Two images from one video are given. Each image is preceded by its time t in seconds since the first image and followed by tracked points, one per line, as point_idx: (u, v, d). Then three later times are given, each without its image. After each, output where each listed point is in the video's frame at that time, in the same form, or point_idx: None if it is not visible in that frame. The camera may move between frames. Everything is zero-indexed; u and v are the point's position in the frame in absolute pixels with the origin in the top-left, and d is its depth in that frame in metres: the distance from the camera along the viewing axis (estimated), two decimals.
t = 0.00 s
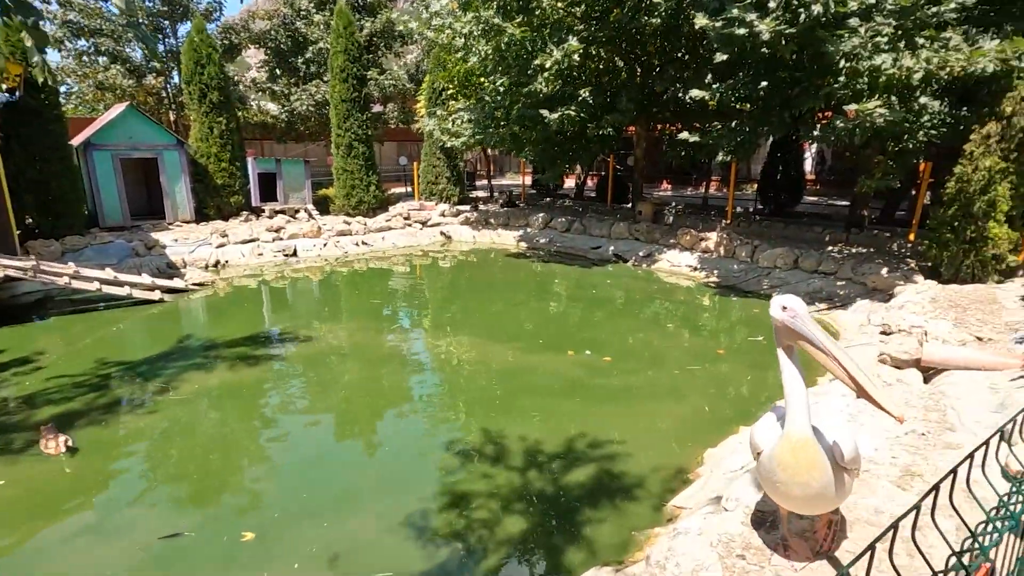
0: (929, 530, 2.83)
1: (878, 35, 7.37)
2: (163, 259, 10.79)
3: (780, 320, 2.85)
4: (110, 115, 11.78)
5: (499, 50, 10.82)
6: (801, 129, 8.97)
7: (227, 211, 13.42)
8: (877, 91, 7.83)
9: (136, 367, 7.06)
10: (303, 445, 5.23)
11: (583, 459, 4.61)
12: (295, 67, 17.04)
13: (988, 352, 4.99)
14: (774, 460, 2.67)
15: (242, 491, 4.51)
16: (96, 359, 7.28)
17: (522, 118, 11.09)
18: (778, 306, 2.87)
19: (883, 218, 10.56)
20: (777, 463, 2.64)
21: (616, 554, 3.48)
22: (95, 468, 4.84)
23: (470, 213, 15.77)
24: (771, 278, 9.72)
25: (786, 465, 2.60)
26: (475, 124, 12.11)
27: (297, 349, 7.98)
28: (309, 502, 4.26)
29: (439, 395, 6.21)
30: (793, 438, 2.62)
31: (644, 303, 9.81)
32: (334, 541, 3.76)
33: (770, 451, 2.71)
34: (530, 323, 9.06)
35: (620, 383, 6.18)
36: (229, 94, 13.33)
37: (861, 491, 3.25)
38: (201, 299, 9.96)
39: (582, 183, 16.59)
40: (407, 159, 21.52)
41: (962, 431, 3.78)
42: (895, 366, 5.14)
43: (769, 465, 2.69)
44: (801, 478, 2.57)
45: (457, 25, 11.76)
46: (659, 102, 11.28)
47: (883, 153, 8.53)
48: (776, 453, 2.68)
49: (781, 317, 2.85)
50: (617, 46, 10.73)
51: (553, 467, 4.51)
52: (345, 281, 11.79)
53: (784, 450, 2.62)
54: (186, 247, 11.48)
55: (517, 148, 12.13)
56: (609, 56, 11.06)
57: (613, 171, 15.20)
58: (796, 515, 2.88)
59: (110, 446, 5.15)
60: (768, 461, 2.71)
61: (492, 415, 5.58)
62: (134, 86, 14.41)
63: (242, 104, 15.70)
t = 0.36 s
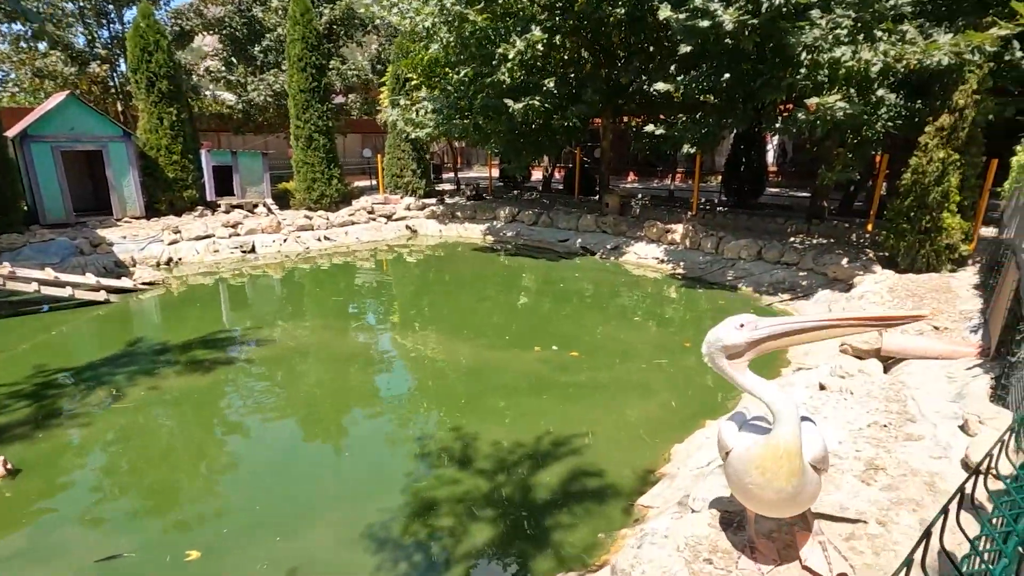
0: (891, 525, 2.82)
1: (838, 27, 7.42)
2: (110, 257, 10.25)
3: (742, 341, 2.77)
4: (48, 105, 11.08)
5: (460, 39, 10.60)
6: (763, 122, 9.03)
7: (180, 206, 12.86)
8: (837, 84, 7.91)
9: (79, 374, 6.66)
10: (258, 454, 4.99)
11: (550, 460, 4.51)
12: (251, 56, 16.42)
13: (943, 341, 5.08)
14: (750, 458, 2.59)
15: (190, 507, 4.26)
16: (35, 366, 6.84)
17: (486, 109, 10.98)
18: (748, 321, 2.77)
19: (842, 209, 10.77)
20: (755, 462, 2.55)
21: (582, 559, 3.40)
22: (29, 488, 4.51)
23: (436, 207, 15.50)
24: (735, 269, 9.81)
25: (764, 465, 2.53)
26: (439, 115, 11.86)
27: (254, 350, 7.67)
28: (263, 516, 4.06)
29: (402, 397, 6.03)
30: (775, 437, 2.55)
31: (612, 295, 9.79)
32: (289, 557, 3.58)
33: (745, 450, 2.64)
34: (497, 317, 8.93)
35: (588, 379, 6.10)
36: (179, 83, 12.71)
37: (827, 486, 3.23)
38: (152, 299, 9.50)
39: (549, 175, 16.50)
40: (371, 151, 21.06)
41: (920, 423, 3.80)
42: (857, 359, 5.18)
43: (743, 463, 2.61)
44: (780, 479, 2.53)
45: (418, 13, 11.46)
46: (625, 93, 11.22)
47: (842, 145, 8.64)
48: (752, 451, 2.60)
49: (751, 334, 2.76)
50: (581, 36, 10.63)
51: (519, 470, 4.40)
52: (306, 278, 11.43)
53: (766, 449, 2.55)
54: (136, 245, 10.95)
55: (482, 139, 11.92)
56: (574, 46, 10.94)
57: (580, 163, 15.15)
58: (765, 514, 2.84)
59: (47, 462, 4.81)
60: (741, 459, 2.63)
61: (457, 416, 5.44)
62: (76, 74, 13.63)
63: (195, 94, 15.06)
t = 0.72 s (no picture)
0: (853, 518, 2.80)
1: (803, 20, 7.47)
2: (63, 256, 9.83)
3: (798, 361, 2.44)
4: None
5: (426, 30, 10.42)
6: (731, 115, 9.09)
7: (139, 203, 12.41)
8: (802, 77, 7.97)
9: (26, 380, 6.35)
10: (216, 460, 4.81)
11: (516, 460, 4.43)
12: (213, 46, 15.91)
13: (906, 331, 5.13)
14: (773, 473, 2.46)
15: (139, 521, 4.07)
16: None
17: (453, 101, 10.78)
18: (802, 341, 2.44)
19: (809, 201, 10.91)
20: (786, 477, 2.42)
21: (547, 562, 3.33)
22: None
23: (407, 201, 15.27)
24: (705, 262, 9.87)
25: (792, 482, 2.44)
26: (407, 107, 11.66)
27: (216, 350, 7.43)
28: (218, 527, 3.90)
29: (367, 398, 5.89)
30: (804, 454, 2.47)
31: (583, 289, 9.77)
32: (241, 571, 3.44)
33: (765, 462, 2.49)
34: (468, 313, 8.82)
35: (557, 375, 6.04)
36: (134, 74, 12.22)
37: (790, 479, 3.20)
38: (107, 299, 9.14)
39: (521, 169, 16.40)
40: (341, 145, 20.66)
41: (883, 415, 3.80)
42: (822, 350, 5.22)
43: (766, 477, 2.47)
44: (795, 493, 2.50)
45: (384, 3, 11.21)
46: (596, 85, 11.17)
47: (808, 137, 8.71)
48: (774, 464, 2.47)
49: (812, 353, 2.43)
50: (550, 27, 10.53)
51: (484, 471, 4.32)
52: (272, 275, 11.14)
53: (799, 466, 2.44)
54: (90, 242, 10.55)
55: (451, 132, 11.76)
56: (543, 38, 10.84)
57: (552, 157, 15.08)
58: (729, 512, 2.80)
59: None
60: (762, 473, 2.48)
61: (424, 417, 5.32)
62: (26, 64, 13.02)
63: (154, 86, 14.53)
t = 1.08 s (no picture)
0: (816, 515, 2.78)
1: (768, 15, 7.54)
2: (14, 258, 9.44)
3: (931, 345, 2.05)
4: None
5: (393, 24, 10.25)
6: (701, 112, 9.12)
7: (98, 202, 12.01)
8: (769, 73, 8.03)
9: None
10: (171, 471, 4.65)
11: (480, 466, 4.36)
12: (177, 41, 15.45)
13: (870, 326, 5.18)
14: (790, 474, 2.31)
15: (85, 538, 3.90)
16: None
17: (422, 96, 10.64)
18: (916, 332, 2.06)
19: (779, 196, 11.02)
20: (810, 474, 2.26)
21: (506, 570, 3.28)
22: None
23: (379, 199, 15.04)
24: (677, 258, 9.91)
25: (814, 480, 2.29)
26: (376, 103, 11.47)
27: (176, 354, 7.20)
28: (169, 543, 3.76)
29: (332, 403, 5.76)
30: (822, 449, 2.32)
31: (555, 286, 9.74)
32: None
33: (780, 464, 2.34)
34: (439, 312, 8.70)
35: (527, 375, 5.98)
36: (91, 70, 11.79)
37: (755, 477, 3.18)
38: (62, 303, 8.81)
39: (496, 166, 16.28)
40: (313, 142, 20.30)
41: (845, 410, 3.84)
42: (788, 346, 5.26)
43: (785, 479, 2.32)
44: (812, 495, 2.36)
45: None
46: (567, 81, 11.13)
47: (777, 133, 8.77)
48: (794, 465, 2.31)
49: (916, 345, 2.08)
50: (521, 22, 10.45)
51: (447, 478, 4.25)
52: (238, 275, 10.86)
53: (820, 464, 2.28)
54: (45, 244, 10.15)
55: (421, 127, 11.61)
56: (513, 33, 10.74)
57: (525, 154, 15.00)
58: (691, 513, 2.75)
59: None
60: (779, 477, 2.33)
61: (390, 422, 5.21)
62: None
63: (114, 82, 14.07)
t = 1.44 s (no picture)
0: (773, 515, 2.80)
1: (731, 14, 7.60)
2: None
3: (836, 381, 2.20)
4: None
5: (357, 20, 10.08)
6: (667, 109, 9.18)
7: (52, 204, 11.57)
8: (733, 72, 8.11)
9: None
10: (122, 489, 4.53)
11: (440, 480, 4.35)
12: (135, 35, 14.95)
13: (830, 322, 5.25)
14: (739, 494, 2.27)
15: (26, 561, 3.78)
16: None
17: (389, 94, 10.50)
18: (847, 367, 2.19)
19: (747, 193, 11.14)
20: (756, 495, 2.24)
21: None
22: None
23: (349, 198, 14.81)
24: (647, 255, 9.98)
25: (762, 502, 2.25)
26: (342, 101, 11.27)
27: (132, 361, 6.98)
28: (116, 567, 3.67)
29: (294, 412, 5.66)
30: (773, 470, 2.28)
31: (525, 285, 9.73)
32: None
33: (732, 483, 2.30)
34: (408, 312, 8.59)
35: (493, 378, 5.95)
36: (41, 65, 11.35)
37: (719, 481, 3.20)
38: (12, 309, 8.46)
39: (468, 163, 16.14)
40: (281, 139, 19.88)
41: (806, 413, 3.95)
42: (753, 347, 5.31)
43: (735, 497, 2.28)
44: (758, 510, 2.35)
45: None
46: (536, 78, 11.08)
47: (741, 131, 8.86)
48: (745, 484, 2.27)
49: (843, 379, 2.19)
50: (489, 18, 10.37)
51: (406, 493, 4.23)
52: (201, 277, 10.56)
53: (768, 480, 2.27)
54: None
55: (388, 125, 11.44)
56: (481, 30, 10.64)
57: (496, 152, 14.92)
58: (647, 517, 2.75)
59: None
60: (727, 495, 2.30)
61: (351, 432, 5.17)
62: None
63: (69, 78, 13.56)
